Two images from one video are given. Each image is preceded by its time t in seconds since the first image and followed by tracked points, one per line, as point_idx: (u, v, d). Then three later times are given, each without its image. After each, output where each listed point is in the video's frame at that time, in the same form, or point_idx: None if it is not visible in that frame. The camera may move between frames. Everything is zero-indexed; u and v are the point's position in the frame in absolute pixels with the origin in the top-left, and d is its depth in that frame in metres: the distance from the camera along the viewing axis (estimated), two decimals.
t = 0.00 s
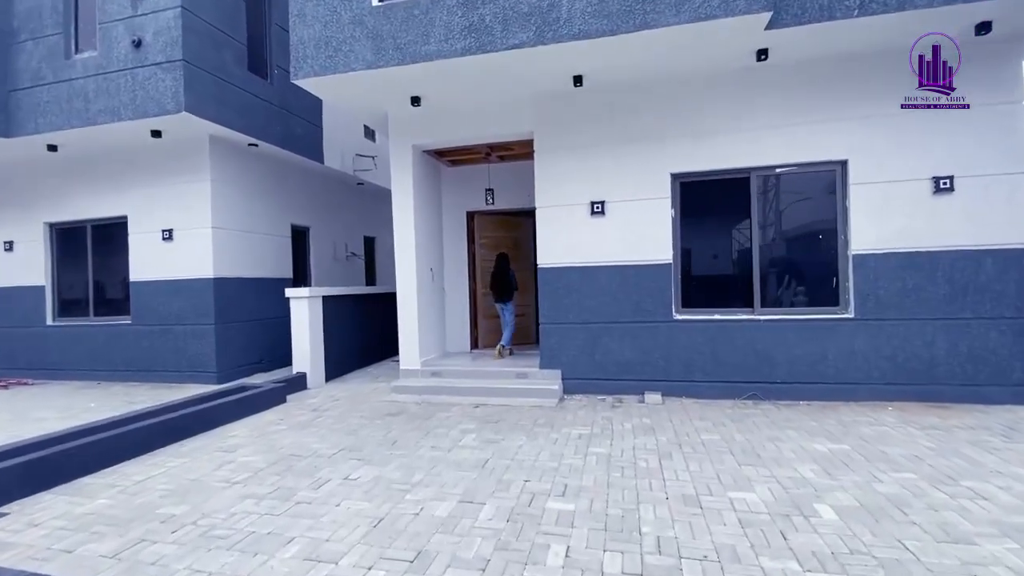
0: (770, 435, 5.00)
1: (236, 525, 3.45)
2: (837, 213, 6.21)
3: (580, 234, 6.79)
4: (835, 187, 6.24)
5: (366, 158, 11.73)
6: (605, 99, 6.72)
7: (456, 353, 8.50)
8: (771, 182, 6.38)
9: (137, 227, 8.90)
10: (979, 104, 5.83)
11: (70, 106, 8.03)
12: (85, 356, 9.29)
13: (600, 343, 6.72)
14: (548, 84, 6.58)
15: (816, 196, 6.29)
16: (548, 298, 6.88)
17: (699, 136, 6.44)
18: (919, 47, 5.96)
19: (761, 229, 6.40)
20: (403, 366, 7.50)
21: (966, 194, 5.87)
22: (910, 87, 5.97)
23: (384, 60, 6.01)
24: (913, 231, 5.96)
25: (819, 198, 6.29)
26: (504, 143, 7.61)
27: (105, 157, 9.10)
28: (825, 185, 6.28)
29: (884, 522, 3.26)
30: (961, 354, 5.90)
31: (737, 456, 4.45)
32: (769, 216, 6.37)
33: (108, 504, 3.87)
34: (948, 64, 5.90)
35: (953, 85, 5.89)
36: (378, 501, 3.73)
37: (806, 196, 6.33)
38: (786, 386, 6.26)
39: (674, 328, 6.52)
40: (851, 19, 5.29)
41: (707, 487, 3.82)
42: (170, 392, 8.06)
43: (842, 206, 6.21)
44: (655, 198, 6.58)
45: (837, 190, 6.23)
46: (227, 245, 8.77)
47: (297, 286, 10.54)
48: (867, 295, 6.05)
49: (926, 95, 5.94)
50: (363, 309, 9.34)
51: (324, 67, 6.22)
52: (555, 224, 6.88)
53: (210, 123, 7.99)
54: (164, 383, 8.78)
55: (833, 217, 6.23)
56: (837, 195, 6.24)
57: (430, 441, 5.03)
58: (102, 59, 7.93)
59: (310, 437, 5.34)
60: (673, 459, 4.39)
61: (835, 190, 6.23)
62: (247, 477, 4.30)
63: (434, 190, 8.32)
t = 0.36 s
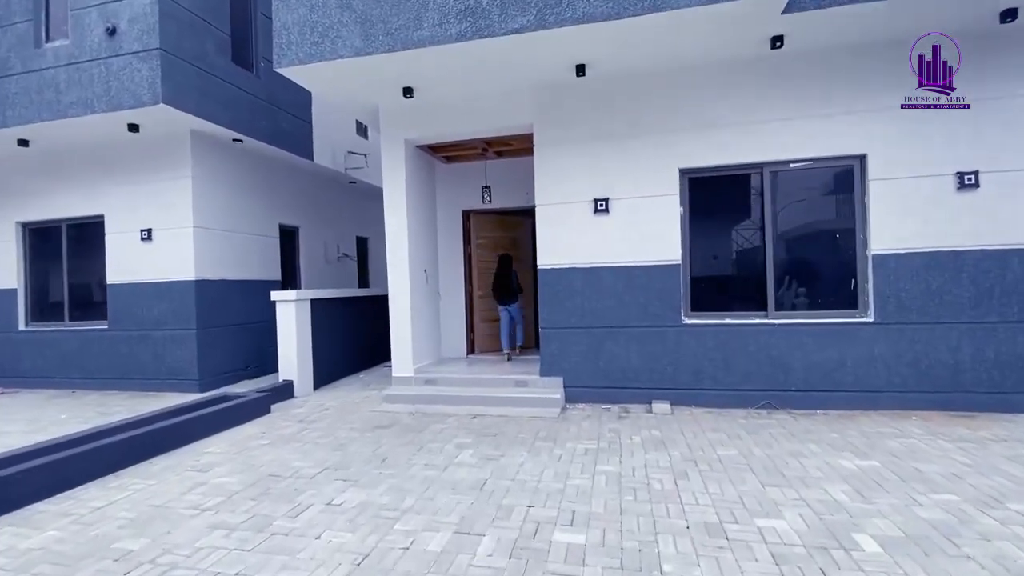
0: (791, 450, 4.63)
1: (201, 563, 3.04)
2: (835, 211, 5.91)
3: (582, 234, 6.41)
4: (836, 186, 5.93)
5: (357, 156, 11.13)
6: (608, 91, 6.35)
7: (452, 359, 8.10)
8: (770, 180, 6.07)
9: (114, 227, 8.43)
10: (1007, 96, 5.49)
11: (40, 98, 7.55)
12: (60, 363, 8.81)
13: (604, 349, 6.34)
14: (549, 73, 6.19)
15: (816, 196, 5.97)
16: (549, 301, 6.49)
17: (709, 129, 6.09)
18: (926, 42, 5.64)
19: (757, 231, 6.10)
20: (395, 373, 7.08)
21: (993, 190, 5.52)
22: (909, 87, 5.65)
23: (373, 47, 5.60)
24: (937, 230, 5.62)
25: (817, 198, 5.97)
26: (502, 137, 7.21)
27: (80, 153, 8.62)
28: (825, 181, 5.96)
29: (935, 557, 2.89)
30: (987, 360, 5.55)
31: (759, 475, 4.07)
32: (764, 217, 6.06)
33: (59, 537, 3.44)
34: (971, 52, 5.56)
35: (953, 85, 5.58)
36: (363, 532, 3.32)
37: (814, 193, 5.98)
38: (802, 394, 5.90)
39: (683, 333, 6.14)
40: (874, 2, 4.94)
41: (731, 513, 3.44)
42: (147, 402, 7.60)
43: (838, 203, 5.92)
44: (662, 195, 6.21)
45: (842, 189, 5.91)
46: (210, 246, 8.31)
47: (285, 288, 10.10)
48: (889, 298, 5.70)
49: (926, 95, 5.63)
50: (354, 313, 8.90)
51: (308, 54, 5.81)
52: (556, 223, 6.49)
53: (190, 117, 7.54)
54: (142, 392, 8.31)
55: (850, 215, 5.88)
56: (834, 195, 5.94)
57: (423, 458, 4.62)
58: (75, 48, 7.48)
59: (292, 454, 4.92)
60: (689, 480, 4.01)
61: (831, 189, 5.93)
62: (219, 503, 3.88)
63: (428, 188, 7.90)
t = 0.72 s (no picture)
0: (816, 463, 4.29)
1: None
2: (829, 212, 5.64)
3: (586, 232, 6.05)
4: (834, 188, 5.65)
5: (350, 153, 10.77)
6: (613, 81, 6.03)
7: (447, 364, 7.71)
8: (764, 179, 5.81)
9: (90, 225, 7.99)
10: None
11: (10, 87, 7.12)
12: (33, 369, 8.34)
13: (609, 353, 5.99)
14: (551, 61, 5.86)
15: (811, 198, 5.69)
16: (551, 303, 6.13)
17: (719, 121, 5.78)
18: (928, 41, 5.40)
19: (752, 233, 5.82)
20: (388, 379, 6.69)
21: (1021, 185, 5.22)
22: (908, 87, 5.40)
23: (364, 30, 5.24)
24: (961, 227, 5.32)
25: (812, 199, 5.70)
26: (500, 131, 6.86)
27: (55, 147, 8.17)
28: (820, 181, 5.69)
29: None
30: (1015, 365, 5.25)
31: (785, 492, 3.72)
32: (758, 219, 5.80)
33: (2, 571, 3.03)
34: (995, 40, 5.28)
35: (953, 86, 5.34)
36: (349, 563, 2.94)
37: (826, 190, 5.67)
38: (820, 401, 5.57)
39: (693, 337, 5.81)
40: None
41: (760, 539, 3.09)
42: (124, 411, 7.15)
43: (833, 205, 5.66)
44: (669, 191, 5.88)
45: (841, 190, 5.64)
46: (193, 245, 7.89)
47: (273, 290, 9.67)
48: (911, 299, 5.39)
49: (926, 95, 5.38)
50: (344, 316, 8.50)
51: (295, 39, 5.44)
52: (558, 220, 6.14)
53: (170, 109, 7.14)
54: (120, 399, 7.86)
55: (867, 212, 5.59)
56: (828, 196, 5.67)
57: (416, 474, 4.24)
58: (47, 35, 7.06)
59: (274, 469, 4.52)
60: (709, 499, 3.65)
61: (826, 190, 5.66)
62: (189, 528, 3.49)
63: (423, 184, 7.53)
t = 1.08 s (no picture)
0: (843, 482, 3.97)
1: None
2: (822, 215, 5.40)
3: (589, 233, 5.73)
4: (828, 191, 5.40)
5: (342, 152, 10.43)
6: (618, 74, 5.72)
7: (443, 371, 7.36)
8: (758, 182, 5.55)
9: (67, 224, 7.58)
10: None
11: None
12: (6, 376, 7.91)
13: (614, 361, 5.66)
14: (553, 53, 5.54)
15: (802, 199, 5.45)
16: (553, 308, 5.80)
17: (730, 116, 5.48)
18: (929, 42, 5.16)
19: (747, 235, 5.56)
20: (380, 388, 6.32)
21: None
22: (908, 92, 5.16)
23: (355, 16, 4.90)
24: (987, 227, 5.04)
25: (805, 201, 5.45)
26: (499, 127, 6.53)
27: (31, 142, 7.76)
28: (813, 184, 5.45)
29: None
30: None
31: (815, 517, 3.40)
32: (752, 221, 5.54)
33: None
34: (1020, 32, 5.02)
35: (952, 86, 5.11)
36: None
37: (840, 189, 5.40)
38: (838, 412, 5.27)
39: (704, 343, 5.49)
40: None
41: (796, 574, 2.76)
42: (100, 422, 6.74)
43: (826, 208, 5.41)
44: (678, 189, 5.56)
45: (836, 193, 5.40)
46: (175, 246, 7.50)
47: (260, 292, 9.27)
48: (934, 304, 5.10)
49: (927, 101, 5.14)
50: (334, 321, 8.13)
51: (281, 26, 5.09)
52: (561, 221, 5.80)
53: (151, 102, 6.75)
54: (97, 409, 7.44)
55: (885, 212, 5.32)
56: (822, 199, 5.43)
57: (410, 496, 3.89)
58: (21, 23, 6.68)
59: (254, 490, 4.15)
60: (732, 526, 3.32)
61: (820, 193, 5.42)
62: (156, 561, 3.12)
63: (418, 182, 7.19)
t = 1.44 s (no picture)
0: (874, 499, 3.63)
1: None
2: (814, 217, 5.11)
3: (592, 228, 5.37)
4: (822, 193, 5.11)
5: (331, 146, 10.02)
6: (622, 59, 5.38)
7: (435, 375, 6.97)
8: (753, 183, 5.25)
9: (34, 219, 7.10)
10: None
11: None
12: None
13: (618, 366, 5.30)
14: (553, 36, 5.18)
15: (793, 202, 5.17)
16: (553, 309, 5.43)
17: (741, 104, 5.15)
18: (929, 40, 4.89)
19: (743, 235, 5.26)
20: (368, 394, 5.91)
21: None
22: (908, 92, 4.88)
23: None
24: (1016, 223, 4.75)
25: (795, 203, 5.18)
26: (495, 117, 6.16)
27: None
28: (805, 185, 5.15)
29: None
30: None
31: (851, 542, 3.04)
32: (748, 221, 5.24)
33: None
34: None
35: (953, 86, 4.84)
36: None
37: (857, 183, 5.08)
38: (858, 420, 4.94)
39: (715, 347, 5.15)
40: None
41: None
42: (66, 431, 6.26)
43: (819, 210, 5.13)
44: (686, 182, 5.22)
45: (830, 194, 5.11)
46: (150, 243, 7.05)
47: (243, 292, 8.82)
48: (960, 305, 4.79)
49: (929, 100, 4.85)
50: (320, 323, 7.72)
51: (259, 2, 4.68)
52: (562, 216, 5.44)
53: (123, 88, 6.32)
54: (65, 416, 6.96)
55: (906, 207, 5.01)
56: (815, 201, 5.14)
57: (399, 517, 3.50)
58: None
59: (225, 510, 3.74)
60: (760, 552, 2.96)
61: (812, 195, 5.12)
62: None
63: (409, 176, 6.80)
